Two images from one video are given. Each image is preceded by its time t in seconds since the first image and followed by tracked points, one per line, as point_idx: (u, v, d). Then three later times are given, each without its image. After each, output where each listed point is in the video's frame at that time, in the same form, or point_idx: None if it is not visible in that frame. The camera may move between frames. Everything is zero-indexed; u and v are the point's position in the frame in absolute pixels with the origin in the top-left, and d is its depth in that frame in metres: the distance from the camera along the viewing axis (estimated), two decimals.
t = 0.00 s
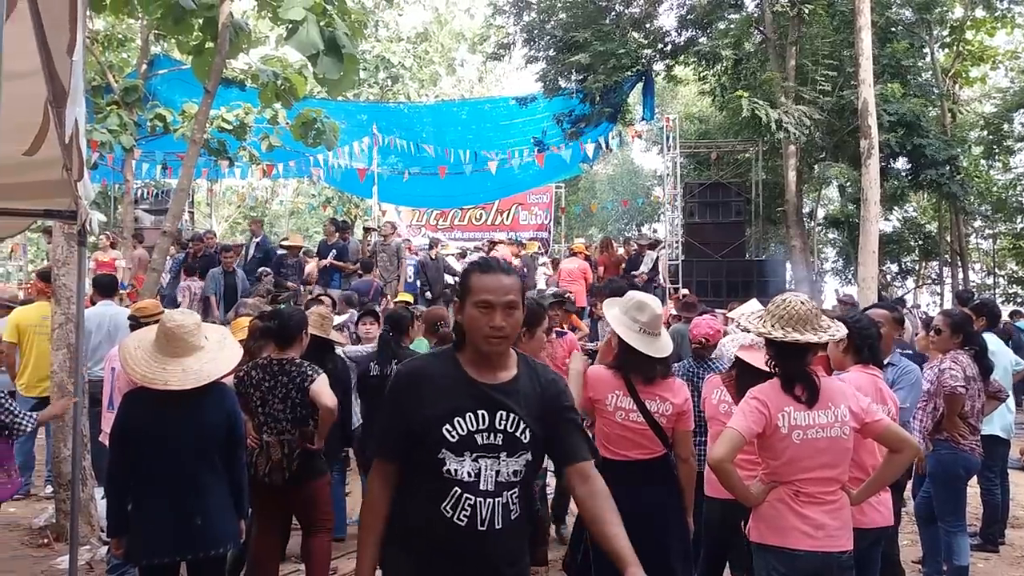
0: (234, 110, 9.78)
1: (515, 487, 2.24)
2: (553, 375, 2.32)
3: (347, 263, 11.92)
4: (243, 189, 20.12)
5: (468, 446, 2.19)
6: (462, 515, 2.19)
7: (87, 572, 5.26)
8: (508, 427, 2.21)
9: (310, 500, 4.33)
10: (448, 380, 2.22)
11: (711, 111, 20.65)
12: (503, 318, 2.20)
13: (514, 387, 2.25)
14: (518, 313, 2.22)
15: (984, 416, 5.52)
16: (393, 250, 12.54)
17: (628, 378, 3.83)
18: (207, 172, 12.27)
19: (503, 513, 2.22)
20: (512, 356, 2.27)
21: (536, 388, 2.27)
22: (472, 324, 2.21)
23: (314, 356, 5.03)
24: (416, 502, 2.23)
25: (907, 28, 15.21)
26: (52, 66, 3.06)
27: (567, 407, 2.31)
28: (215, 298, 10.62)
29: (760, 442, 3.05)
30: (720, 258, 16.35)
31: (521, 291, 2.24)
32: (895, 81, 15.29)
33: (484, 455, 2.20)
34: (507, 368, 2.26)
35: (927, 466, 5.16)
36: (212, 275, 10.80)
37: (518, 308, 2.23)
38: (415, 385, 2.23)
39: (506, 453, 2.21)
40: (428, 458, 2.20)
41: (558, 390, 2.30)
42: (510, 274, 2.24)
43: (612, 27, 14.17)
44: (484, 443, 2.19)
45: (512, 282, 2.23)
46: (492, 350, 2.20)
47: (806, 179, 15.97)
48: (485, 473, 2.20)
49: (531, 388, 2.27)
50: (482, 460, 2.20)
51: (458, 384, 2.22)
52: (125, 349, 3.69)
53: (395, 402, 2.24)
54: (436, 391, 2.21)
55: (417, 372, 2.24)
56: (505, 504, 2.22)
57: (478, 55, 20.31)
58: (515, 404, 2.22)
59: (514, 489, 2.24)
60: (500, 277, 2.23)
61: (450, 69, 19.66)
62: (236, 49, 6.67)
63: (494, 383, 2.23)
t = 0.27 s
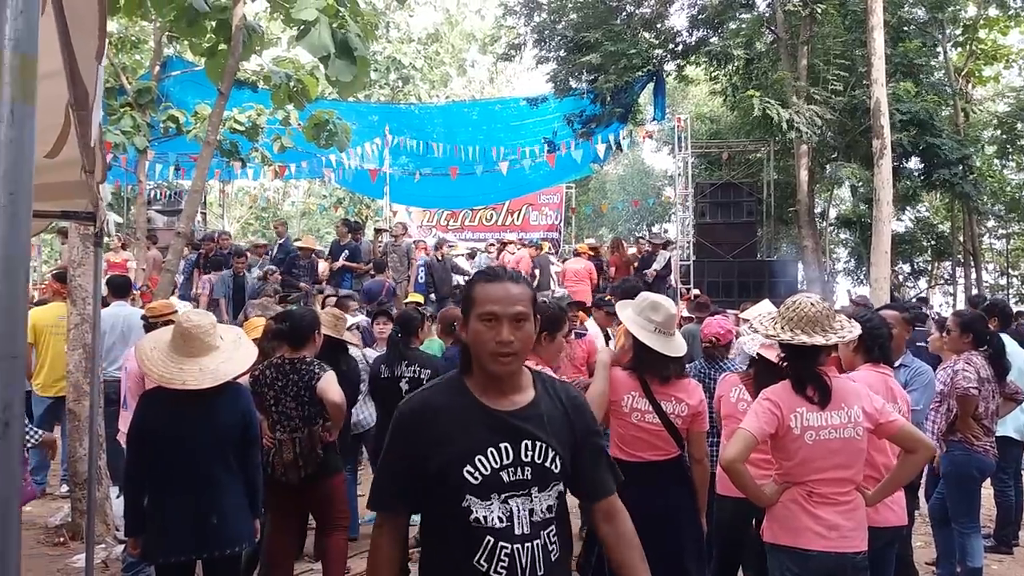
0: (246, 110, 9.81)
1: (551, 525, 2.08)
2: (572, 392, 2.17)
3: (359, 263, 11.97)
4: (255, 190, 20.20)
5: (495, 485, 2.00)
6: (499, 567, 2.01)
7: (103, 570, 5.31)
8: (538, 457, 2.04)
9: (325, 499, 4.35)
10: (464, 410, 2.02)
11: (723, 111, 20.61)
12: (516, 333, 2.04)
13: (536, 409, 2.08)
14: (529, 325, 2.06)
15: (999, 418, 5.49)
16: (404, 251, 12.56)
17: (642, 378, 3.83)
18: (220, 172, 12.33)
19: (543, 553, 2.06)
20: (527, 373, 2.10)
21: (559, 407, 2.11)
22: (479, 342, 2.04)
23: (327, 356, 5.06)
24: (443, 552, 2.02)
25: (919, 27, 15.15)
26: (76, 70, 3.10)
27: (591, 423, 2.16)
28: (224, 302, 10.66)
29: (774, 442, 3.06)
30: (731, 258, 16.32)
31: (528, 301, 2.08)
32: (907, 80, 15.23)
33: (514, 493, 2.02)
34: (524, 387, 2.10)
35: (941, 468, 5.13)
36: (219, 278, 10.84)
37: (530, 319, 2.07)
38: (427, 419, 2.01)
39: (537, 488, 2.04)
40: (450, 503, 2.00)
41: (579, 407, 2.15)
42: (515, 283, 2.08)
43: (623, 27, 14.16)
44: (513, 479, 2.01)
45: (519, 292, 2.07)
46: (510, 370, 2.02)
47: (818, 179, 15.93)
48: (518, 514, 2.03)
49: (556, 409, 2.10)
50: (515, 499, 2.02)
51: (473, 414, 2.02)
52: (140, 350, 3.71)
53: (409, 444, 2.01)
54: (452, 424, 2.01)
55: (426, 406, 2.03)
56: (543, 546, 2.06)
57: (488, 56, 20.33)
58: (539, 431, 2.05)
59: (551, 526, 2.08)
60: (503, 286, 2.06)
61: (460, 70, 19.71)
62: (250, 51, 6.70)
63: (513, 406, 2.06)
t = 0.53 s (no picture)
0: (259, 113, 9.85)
1: (576, 545, 1.90)
2: (600, 393, 1.98)
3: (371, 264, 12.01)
4: (267, 192, 20.31)
5: (510, 495, 1.83)
6: None
7: (120, 569, 5.38)
8: (559, 466, 1.85)
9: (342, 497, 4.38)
10: (477, 410, 1.85)
11: (734, 112, 20.57)
12: (529, 327, 1.86)
13: (558, 411, 1.89)
14: (545, 316, 1.88)
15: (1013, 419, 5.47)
16: (415, 252, 12.60)
17: (655, 379, 3.84)
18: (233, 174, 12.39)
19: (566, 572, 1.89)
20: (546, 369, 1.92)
21: (585, 409, 1.93)
22: (488, 336, 1.87)
23: (341, 358, 5.08)
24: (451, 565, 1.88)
25: (932, 27, 15.10)
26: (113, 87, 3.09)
27: (621, 427, 1.97)
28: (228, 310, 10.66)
29: (788, 443, 3.09)
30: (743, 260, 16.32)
31: (544, 289, 1.90)
32: (919, 80, 15.19)
33: (532, 508, 1.85)
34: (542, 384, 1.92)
35: (955, 470, 5.13)
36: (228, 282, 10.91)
37: (545, 310, 1.88)
38: (436, 420, 1.84)
39: (560, 502, 1.86)
40: (459, 515, 1.83)
41: (606, 408, 1.97)
42: (529, 268, 1.90)
43: (634, 28, 14.17)
44: (530, 490, 1.84)
45: (532, 279, 1.89)
46: (524, 368, 1.84)
47: (830, 180, 15.90)
48: (535, 531, 1.86)
49: (579, 413, 1.92)
50: (533, 514, 1.85)
51: (486, 415, 1.85)
52: (161, 351, 3.75)
53: (416, 445, 1.84)
54: (463, 426, 1.84)
55: (436, 405, 1.85)
56: (564, 568, 1.88)
57: (499, 57, 20.36)
58: (563, 437, 1.87)
59: (577, 545, 1.91)
60: (514, 272, 1.88)
61: (471, 72, 19.76)
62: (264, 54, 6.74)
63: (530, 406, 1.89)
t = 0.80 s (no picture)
0: (270, 118, 9.90)
1: None
2: (647, 419, 1.71)
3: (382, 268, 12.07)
4: (277, 196, 20.41)
5: (527, 535, 1.61)
6: None
7: (134, 571, 5.43)
8: (585, 505, 1.61)
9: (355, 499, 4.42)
10: (497, 433, 1.65)
11: (743, 114, 20.54)
12: (550, 343, 1.63)
13: (591, 438, 1.66)
14: (571, 331, 1.65)
15: None
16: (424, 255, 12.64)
17: (665, 383, 3.85)
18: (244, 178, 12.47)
19: None
20: (577, 391, 1.69)
21: (624, 437, 1.68)
22: (506, 354, 1.65)
23: (353, 361, 5.12)
24: None
25: (942, 29, 15.04)
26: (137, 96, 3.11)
27: (671, 460, 1.69)
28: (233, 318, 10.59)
29: (803, 444, 3.12)
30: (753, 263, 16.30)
31: (572, 299, 1.67)
32: (929, 82, 15.14)
33: (551, 552, 1.62)
34: (574, 407, 1.69)
35: (967, 473, 5.12)
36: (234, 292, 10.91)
37: (571, 325, 1.65)
38: (453, 439, 1.67)
39: (583, 549, 1.61)
40: (467, 548, 1.65)
41: (652, 438, 1.69)
42: (558, 274, 1.69)
43: (643, 32, 14.18)
44: (550, 530, 1.61)
45: (557, 289, 1.66)
46: (541, 390, 1.62)
47: (840, 182, 15.86)
48: None
49: (616, 440, 1.67)
50: (551, 557, 1.61)
51: (502, 440, 1.65)
52: (177, 354, 3.78)
53: (432, 464, 1.67)
54: (482, 449, 1.65)
55: (462, 421, 1.67)
56: None
57: (508, 61, 20.40)
58: (591, 471, 1.63)
59: None
60: (536, 280, 1.67)
61: (481, 76, 19.81)
62: (276, 58, 6.78)
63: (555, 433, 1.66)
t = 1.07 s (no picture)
0: (284, 120, 9.94)
1: None
2: (697, 438, 1.52)
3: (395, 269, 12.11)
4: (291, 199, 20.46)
5: (547, 566, 1.49)
6: None
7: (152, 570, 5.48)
8: (614, 542, 1.46)
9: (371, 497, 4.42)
10: (520, 448, 1.56)
11: (756, 114, 20.48)
12: (568, 355, 1.46)
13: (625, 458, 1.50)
14: (595, 338, 1.47)
15: None
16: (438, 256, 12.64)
17: (676, 380, 3.89)
18: (257, 180, 12.53)
19: None
20: (611, 405, 1.53)
21: (662, 455, 1.50)
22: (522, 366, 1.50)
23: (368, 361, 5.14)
24: None
25: (956, 27, 14.94)
26: (159, 97, 3.16)
27: (721, 486, 1.49)
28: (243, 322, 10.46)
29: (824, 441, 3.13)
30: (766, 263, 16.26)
31: (597, 303, 1.49)
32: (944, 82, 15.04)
33: None
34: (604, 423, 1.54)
35: (985, 474, 5.09)
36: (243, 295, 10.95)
37: (595, 334, 1.47)
38: (479, 442, 1.61)
39: None
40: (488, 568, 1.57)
41: (700, 456, 1.51)
42: (581, 273, 1.52)
43: (655, 32, 14.16)
44: (572, 566, 1.48)
45: (578, 294, 1.49)
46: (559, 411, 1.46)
47: (853, 182, 15.79)
48: None
49: (657, 460, 1.50)
50: None
51: (524, 455, 1.55)
52: (195, 353, 3.81)
53: (457, 473, 1.63)
54: (505, 462, 1.57)
55: (481, 423, 1.62)
56: None
57: (520, 62, 20.41)
58: (617, 496, 1.48)
59: None
60: (555, 279, 1.51)
61: (492, 77, 19.83)
62: (290, 60, 6.81)
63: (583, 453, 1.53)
